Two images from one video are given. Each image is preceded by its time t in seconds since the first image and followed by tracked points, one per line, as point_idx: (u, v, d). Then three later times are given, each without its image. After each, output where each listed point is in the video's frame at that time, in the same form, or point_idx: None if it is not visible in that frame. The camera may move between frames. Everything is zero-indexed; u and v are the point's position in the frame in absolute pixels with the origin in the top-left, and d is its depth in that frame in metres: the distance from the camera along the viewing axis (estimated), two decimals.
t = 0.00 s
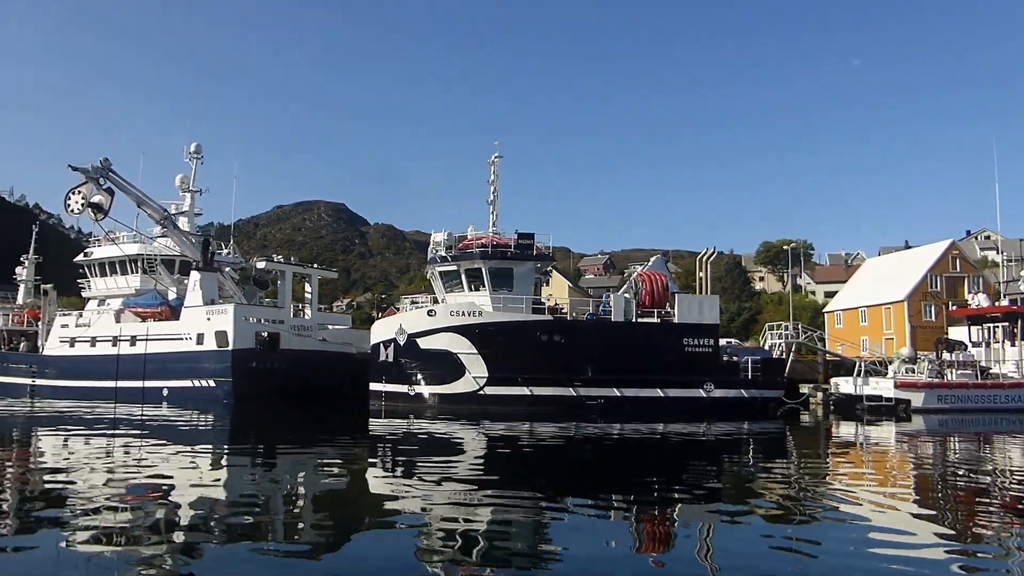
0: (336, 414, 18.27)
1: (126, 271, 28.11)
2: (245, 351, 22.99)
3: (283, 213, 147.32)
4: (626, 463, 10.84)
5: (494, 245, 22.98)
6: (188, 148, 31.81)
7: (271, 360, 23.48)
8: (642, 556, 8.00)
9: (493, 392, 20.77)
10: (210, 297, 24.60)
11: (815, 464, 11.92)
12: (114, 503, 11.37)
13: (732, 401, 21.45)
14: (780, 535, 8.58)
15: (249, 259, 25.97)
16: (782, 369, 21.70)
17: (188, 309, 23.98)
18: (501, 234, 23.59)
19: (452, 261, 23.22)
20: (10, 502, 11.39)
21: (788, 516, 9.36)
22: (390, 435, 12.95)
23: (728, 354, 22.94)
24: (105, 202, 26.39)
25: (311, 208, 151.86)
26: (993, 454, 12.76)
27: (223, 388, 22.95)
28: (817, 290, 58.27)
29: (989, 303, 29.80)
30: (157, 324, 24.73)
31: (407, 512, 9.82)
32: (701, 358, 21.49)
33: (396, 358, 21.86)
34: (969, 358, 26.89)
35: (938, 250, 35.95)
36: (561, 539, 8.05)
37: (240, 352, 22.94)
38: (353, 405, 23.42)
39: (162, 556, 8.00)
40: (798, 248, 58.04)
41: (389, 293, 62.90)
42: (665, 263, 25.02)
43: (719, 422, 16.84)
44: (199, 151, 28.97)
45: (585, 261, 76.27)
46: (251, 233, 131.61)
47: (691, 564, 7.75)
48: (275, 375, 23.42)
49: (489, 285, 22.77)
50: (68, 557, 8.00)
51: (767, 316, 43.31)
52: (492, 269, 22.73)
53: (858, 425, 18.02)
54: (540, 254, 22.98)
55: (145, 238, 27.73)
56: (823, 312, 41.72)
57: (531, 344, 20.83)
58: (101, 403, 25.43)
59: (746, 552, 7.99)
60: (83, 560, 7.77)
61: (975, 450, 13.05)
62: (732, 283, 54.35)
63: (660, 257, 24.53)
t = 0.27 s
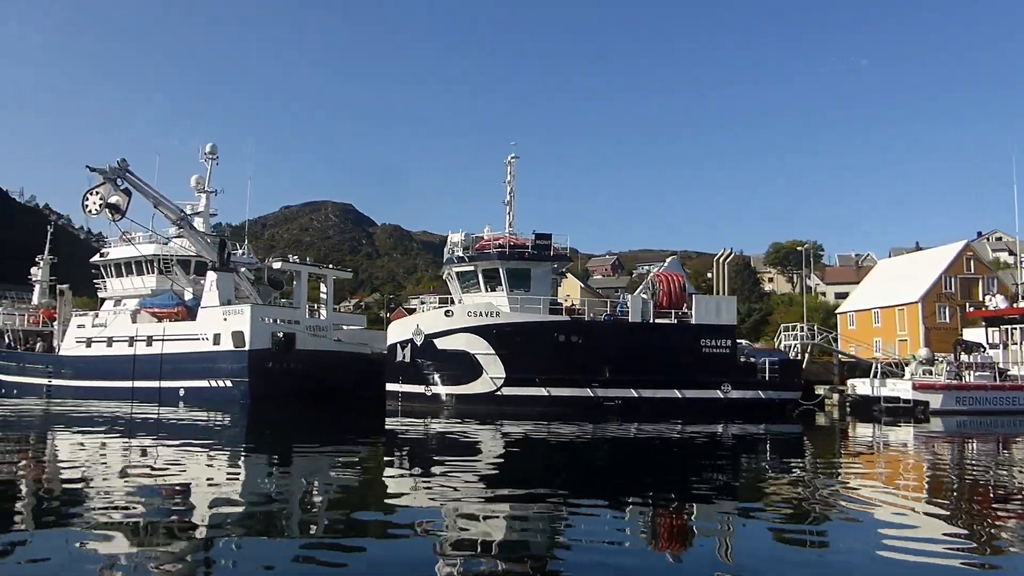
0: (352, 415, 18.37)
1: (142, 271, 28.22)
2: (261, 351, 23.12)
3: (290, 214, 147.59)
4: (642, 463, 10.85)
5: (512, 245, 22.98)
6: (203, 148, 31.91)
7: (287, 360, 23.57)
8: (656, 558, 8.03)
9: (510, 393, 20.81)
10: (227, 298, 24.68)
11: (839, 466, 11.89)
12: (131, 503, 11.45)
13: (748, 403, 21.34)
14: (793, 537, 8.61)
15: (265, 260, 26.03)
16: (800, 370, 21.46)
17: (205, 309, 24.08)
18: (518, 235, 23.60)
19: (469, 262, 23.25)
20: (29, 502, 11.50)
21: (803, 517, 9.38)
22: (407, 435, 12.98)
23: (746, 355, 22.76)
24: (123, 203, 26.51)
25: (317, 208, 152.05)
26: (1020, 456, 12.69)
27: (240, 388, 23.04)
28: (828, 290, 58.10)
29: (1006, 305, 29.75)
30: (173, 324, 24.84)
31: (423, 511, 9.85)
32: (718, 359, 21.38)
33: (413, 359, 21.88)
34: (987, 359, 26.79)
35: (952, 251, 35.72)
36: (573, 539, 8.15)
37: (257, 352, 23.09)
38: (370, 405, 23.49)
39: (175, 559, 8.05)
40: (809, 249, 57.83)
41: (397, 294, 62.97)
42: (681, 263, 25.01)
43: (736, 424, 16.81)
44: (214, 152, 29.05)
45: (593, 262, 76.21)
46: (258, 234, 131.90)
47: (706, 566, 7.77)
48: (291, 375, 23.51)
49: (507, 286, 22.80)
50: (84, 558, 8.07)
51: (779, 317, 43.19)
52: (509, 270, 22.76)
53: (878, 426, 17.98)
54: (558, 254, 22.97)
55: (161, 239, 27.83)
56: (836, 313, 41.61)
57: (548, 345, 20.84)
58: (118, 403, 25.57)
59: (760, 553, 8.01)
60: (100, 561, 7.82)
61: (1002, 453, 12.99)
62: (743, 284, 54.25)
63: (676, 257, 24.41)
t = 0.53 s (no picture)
0: (370, 415, 18.38)
1: (159, 271, 28.31)
2: (280, 351, 23.09)
3: (297, 214, 147.83)
4: (662, 462, 10.85)
5: (531, 245, 22.98)
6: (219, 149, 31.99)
7: (305, 361, 23.55)
8: (676, 556, 7.99)
9: (530, 393, 20.80)
10: (245, 298, 24.72)
11: (868, 467, 11.87)
12: (152, 501, 11.49)
13: (768, 403, 21.39)
14: (812, 537, 8.61)
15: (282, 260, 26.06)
16: (820, 369, 21.60)
17: (223, 309, 24.11)
18: (537, 235, 23.62)
19: (489, 262, 23.27)
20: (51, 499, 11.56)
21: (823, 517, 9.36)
22: (426, 435, 12.98)
23: (766, 355, 22.84)
24: (142, 204, 26.60)
25: (323, 208, 152.23)
26: None
27: (259, 388, 23.05)
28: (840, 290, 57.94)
29: None
30: (191, 325, 24.90)
31: (444, 511, 9.85)
32: (738, 359, 21.41)
33: (432, 359, 21.83)
34: (1007, 358, 26.66)
35: (968, 250, 35.46)
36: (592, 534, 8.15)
37: (275, 352, 23.06)
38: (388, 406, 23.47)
39: (196, 558, 8.05)
40: (819, 247, 57.69)
41: (406, 294, 63.00)
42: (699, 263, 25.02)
43: (758, 423, 16.77)
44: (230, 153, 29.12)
45: (602, 262, 76.13)
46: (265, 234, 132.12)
47: (727, 565, 7.75)
48: (309, 376, 23.49)
49: (526, 286, 22.81)
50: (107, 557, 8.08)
51: (792, 316, 43.09)
52: (529, 269, 22.77)
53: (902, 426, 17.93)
54: (577, 254, 22.96)
55: (179, 239, 27.92)
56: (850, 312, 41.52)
57: (568, 345, 20.82)
58: (136, 403, 25.62)
59: (780, 552, 8.00)
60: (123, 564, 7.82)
61: None
62: (754, 284, 54.14)
63: (693, 257, 24.40)
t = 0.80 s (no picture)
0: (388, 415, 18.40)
1: (176, 272, 28.39)
2: (298, 351, 23.13)
3: (304, 214, 148.06)
4: (683, 461, 10.86)
5: (550, 245, 22.98)
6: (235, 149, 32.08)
7: (322, 361, 23.59)
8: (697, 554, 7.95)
9: (549, 393, 20.82)
10: (262, 298, 24.78)
11: (896, 467, 11.83)
12: (169, 501, 11.53)
13: (788, 403, 21.31)
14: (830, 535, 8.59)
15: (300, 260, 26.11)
16: (839, 369, 21.53)
17: (240, 310, 24.17)
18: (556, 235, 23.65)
19: (507, 262, 23.28)
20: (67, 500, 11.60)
21: (839, 517, 9.33)
22: (446, 435, 13.01)
23: (784, 355, 22.81)
24: (160, 204, 26.68)
25: (330, 208, 152.47)
26: None
27: (277, 389, 23.07)
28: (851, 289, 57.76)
29: None
30: (208, 325, 24.94)
31: (463, 510, 9.86)
32: (757, 359, 21.35)
33: (451, 359, 21.90)
34: None
35: (983, 248, 35.22)
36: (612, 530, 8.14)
37: (293, 351, 23.09)
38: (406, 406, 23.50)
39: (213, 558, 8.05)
40: (830, 245, 57.44)
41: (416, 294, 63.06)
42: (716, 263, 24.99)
43: (777, 423, 16.73)
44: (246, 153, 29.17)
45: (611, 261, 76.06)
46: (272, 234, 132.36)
47: (747, 563, 7.70)
48: (327, 376, 23.52)
49: (545, 286, 22.81)
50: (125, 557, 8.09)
51: (804, 315, 43.00)
52: (548, 269, 22.77)
53: (925, 426, 17.86)
54: (596, 254, 22.96)
55: (195, 239, 27.99)
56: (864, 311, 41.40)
57: (587, 344, 20.83)
58: (153, 403, 25.69)
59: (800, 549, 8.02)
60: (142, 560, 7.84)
61: None
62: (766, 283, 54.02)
63: (710, 256, 24.36)
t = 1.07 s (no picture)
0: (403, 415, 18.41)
1: (190, 272, 28.45)
2: (314, 351, 23.14)
3: (310, 214, 148.24)
4: (700, 460, 10.86)
5: (567, 245, 22.98)
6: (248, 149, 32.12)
7: (337, 361, 23.59)
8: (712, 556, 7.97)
9: (566, 392, 20.83)
10: (277, 298, 24.82)
11: (922, 467, 11.79)
12: (183, 502, 11.53)
13: (805, 402, 21.22)
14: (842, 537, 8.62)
15: (314, 260, 26.15)
16: (857, 368, 21.45)
17: (256, 310, 24.21)
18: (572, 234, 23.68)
19: (524, 261, 23.27)
20: (82, 501, 11.61)
21: (853, 517, 9.33)
22: (462, 434, 13.01)
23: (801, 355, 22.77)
24: (175, 205, 26.75)
25: (335, 208, 152.63)
26: None
27: (293, 389, 23.07)
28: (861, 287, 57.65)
29: None
30: (223, 325, 24.99)
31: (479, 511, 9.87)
32: (774, 358, 21.28)
33: (467, 358, 21.95)
34: None
35: (996, 247, 35.02)
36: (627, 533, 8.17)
37: (309, 351, 23.10)
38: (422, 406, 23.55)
39: (226, 565, 7.99)
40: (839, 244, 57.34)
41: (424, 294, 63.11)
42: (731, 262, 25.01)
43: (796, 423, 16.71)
44: (259, 154, 29.21)
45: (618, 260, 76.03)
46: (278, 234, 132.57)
47: (762, 565, 7.72)
48: (342, 376, 23.51)
49: (562, 285, 22.80)
50: (138, 564, 8.04)
51: (815, 314, 42.92)
52: (565, 268, 22.76)
53: (944, 425, 17.83)
54: (613, 253, 22.95)
55: (209, 240, 28.04)
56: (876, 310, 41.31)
57: (604, 344, 20.83)
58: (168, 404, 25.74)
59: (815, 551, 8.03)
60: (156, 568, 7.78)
61: None
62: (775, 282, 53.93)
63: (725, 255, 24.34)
